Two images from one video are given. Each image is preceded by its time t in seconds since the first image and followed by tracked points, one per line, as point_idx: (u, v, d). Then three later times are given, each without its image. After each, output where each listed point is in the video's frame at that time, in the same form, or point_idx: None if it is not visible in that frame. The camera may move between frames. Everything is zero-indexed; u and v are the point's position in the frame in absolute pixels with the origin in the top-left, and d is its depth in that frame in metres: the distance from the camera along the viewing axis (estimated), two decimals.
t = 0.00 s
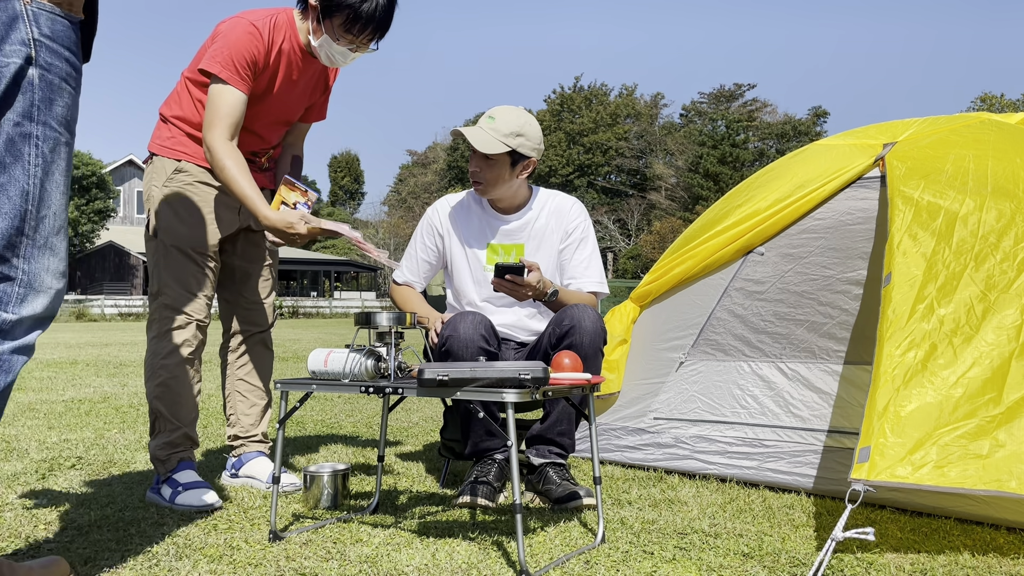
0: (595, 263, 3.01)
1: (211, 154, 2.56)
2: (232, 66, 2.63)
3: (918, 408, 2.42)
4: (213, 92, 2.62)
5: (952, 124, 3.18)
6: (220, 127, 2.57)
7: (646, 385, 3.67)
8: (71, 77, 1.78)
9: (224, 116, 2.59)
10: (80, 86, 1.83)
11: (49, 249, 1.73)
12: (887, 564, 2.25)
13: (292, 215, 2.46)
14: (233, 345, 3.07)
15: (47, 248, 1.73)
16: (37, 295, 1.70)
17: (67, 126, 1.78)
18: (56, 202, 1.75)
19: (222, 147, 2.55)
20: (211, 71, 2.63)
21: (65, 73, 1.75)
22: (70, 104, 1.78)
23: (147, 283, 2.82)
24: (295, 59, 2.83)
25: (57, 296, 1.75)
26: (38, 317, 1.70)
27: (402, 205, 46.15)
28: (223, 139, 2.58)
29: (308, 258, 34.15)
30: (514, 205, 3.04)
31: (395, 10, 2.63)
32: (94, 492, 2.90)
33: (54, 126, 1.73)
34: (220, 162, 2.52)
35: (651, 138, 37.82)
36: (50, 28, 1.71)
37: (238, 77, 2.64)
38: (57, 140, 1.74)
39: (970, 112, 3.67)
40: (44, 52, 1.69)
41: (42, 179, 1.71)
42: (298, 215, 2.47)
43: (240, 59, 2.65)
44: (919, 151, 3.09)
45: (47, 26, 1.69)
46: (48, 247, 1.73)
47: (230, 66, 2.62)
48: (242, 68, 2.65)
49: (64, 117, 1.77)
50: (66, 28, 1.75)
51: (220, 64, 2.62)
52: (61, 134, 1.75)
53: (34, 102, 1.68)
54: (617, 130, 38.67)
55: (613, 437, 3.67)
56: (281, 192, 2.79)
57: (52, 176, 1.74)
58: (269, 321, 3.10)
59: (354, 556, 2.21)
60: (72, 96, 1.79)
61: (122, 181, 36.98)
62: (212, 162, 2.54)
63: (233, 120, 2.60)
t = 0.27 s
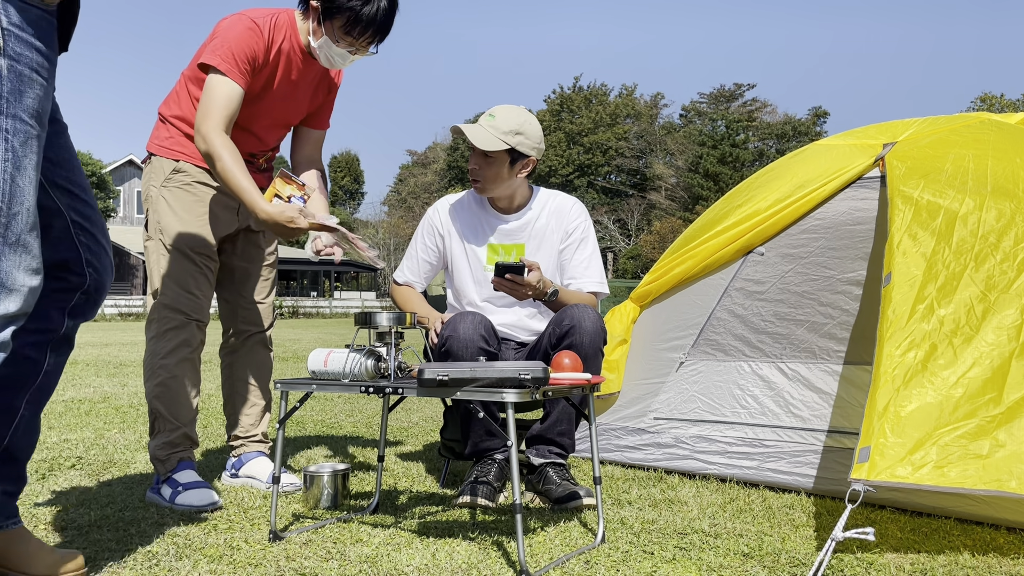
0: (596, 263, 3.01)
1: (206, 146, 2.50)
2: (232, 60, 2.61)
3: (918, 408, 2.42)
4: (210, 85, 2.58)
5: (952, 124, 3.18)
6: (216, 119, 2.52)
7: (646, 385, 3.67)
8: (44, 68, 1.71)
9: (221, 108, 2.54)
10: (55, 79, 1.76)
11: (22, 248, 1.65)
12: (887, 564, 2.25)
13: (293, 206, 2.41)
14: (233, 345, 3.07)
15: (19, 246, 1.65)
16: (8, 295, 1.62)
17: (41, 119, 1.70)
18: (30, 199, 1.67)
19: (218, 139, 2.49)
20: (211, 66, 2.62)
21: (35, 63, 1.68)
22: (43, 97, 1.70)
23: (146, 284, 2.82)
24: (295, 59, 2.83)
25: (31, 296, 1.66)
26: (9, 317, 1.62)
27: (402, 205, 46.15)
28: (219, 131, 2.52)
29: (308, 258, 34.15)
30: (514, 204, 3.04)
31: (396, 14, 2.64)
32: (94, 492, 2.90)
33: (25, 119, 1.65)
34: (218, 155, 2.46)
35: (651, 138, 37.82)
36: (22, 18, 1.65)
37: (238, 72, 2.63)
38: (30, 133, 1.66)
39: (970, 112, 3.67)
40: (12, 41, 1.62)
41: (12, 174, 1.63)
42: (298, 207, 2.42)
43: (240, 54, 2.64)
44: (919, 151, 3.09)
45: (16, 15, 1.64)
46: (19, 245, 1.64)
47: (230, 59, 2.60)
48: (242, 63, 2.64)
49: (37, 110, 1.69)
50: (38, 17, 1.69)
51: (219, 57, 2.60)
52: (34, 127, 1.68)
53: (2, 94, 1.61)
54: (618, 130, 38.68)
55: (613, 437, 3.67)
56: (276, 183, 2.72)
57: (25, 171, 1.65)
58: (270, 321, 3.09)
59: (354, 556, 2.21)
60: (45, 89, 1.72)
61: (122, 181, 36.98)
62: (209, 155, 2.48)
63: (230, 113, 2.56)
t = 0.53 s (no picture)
0: (596, 263, 3.01)
1: (199, 142, 2.50)
2: (228, 57, 2.61)
3: (918, 408, 2.42)
4: (202, 82, 2.58)
5: (952, 124, 3.18)
6: (209, 116, 2.53)
7: (646, 385, 3.67)
8: (48, 69, 1.71)
9: (213, 104, 2.54)
10: (58, 80, 1.76)
11: (24, 247, 1.64)
12: (887, 564, 2.25)
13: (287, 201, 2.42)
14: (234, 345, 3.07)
15: (21, 246, 1.64)
16: (10, 294, 1.61)
17: (42, 118, 1.70)
18: (31, 197, 1.67)
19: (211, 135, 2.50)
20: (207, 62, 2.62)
21: (39, 62, 1.67)
22: (46, 97, 1.70)
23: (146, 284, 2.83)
24: (294, 57, 2.83)
25: (31, 295, 1.66)
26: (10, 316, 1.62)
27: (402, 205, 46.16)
28: (211, 125, 2.53)
29: (308, 258, 34.16)
30: (516, 204, 3.04)
31: (395, 14, 2.64)
32: (94, 492, 2.90)
33: (28, 119, 1.65)
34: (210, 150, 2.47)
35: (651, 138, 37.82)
36: (28, 17, 1.64)
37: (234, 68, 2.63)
38: (32, 133, 1.66)
39: (970, 112, 3.67)
40: (16, 40, 1.61)
41: (14, 173, 1.62)
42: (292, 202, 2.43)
43: (236, 50, 2.64)
44: (919, 151, 3.09)
45: (20, 13, 1.62)
46: (21, 245, 1.64)
47: (225, 55, 2.61)
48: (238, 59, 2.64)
49: (39, 109, 1.69)
50: (43, 17, 1.67)
51: (214, 52, 2.60)
52: (35, 126, 1.68)
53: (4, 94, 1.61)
54: (618, 131, 38.69)
55: (613, 437, 3.67)
56: (274, 180, 2.68)
57: (26, 170, 1.65)
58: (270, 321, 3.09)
59: (354, 556, 2.21)
60: (49, 89, 1.71)
61: (122, 181, 36.99)
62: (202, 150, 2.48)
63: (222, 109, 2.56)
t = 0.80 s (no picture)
0: (596, 263, 3.01)
1: (183, 142, 2.56)
2: (222, 54, 2.61)
3: (918, 408, 2.42)
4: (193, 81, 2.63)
5: (952, 124, 3.18)
6: (195, 114, 2.58)
7: (646, 385, 3.68)
8: (37, 63, 1.62)
9: (198, 102, 2.59)
10: (47, 75, 1.67)
11: (13, 245, 1.51)
12: (887, 564, 2.25)
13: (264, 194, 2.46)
14: (234, 345, 3.07)
15: (10, 244, 1.50)
16: None
17: (31, 114, 1.59)
18: (19, 196, 1.53)
19: (195, 133, 2.56)
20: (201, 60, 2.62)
21: (27, 58, 1.58)
22: (35, 93, 1.60)
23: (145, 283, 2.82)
24: (292, 55, 2.82)
25: (22, 295, 1.52)
26: None
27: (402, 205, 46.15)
28: (197, 125, 2.58)
29: (308, 258, 34.15)
30: (518, 204, 3.04)
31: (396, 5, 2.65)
32: (94, 492, 2.90)
33: (16, 114, 1.54)
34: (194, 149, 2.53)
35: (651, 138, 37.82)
36: (18, 10, 1.58)
37: (228, 66, 2.63)
38: (20, 128, 1.55)
39: (970, 112, 3.67)
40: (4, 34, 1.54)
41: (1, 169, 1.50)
42: (271, 194, 2.46)
43: (230, 50, 2.63)
44: (920, 151, 3.09)
45: (9, 6, 1.56)
46: (12, 243, 1.51)
47: (218, 52, 2.61)
48: (232, 57, 2.64)
49: (29, 105, 1.58)
50: (33, 11, 1.61)
51: (208, 49, 2.60)
52: (25, 123, 1.56)
53: None
54: (618, 130, 38.70)
55: (613, 437, 3.67)
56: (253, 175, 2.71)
57: (15, 168, 1.53)
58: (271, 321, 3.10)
59: (354, 556, 2.21)
60: (38, 85, 1.62)
61: (122, 181, 36.98)
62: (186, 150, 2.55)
63: (209, 105, 2.60)
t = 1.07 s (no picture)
0: (596, 264, 3.01)
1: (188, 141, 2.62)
2: (219, 54, 2.62)
3: (918, 408, 2.42)
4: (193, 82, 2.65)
5: (952, 124, 3.18)
6: (198, 115, 2.62)
7: (646, 385, 3.68)
8: (27, 61, 1.61)
9: (201, 103, 2.63)
10: (39, 74, 1.67)
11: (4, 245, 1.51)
12: (887, 564, 2.25)
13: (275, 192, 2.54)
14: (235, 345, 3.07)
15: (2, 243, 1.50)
16: None
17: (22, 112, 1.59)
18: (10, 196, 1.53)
19: (201, 135, 2.61)
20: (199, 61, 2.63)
21: (19, 56, 1.58)
22: (27, 91, 1.60)
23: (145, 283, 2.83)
24: (292, 54, 2.82)
25: (13, 295, 1.53)
26: None
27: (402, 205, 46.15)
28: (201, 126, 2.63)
29: (308, 258, 34.15)
30: (520, 205, 3.04)
31: None
32: (94, 492, 2.90)
33: (7, 111, 1.54)
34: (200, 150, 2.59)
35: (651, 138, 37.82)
36: (11, 8, 1.57)
37: (226, 66, 2.64)
38: (11, 126, 1.54)
39: (970, 112, 3.67)
40: None
41: None
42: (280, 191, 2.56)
43: (229, 49, 2.63)
44: (919, 151, 3.09)
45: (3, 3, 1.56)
46: (2, 243, 1.50)
47: (217, 52, 2.61)
48: (230, 57, 2.64)
49: (20, 104, 1.58)
50: (25, 9, 1.60)
51: (206, 50, 2.61)
52: (16, 121, 1.56)
53: None
54: (618, 131, 38.70)
55: (613, 437, 3.67)
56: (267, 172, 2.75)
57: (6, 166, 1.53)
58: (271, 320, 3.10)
59: (354, 556, 2.21)
60: (28, 83, 1.61)
61: (122, 181, 36.97)
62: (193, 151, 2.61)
63: (213, 106, 2.64)
